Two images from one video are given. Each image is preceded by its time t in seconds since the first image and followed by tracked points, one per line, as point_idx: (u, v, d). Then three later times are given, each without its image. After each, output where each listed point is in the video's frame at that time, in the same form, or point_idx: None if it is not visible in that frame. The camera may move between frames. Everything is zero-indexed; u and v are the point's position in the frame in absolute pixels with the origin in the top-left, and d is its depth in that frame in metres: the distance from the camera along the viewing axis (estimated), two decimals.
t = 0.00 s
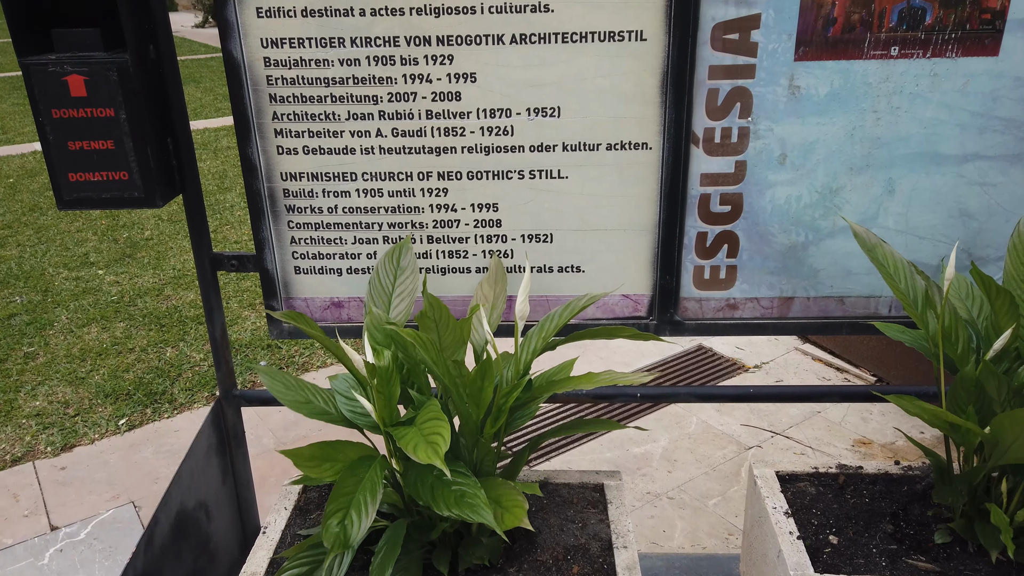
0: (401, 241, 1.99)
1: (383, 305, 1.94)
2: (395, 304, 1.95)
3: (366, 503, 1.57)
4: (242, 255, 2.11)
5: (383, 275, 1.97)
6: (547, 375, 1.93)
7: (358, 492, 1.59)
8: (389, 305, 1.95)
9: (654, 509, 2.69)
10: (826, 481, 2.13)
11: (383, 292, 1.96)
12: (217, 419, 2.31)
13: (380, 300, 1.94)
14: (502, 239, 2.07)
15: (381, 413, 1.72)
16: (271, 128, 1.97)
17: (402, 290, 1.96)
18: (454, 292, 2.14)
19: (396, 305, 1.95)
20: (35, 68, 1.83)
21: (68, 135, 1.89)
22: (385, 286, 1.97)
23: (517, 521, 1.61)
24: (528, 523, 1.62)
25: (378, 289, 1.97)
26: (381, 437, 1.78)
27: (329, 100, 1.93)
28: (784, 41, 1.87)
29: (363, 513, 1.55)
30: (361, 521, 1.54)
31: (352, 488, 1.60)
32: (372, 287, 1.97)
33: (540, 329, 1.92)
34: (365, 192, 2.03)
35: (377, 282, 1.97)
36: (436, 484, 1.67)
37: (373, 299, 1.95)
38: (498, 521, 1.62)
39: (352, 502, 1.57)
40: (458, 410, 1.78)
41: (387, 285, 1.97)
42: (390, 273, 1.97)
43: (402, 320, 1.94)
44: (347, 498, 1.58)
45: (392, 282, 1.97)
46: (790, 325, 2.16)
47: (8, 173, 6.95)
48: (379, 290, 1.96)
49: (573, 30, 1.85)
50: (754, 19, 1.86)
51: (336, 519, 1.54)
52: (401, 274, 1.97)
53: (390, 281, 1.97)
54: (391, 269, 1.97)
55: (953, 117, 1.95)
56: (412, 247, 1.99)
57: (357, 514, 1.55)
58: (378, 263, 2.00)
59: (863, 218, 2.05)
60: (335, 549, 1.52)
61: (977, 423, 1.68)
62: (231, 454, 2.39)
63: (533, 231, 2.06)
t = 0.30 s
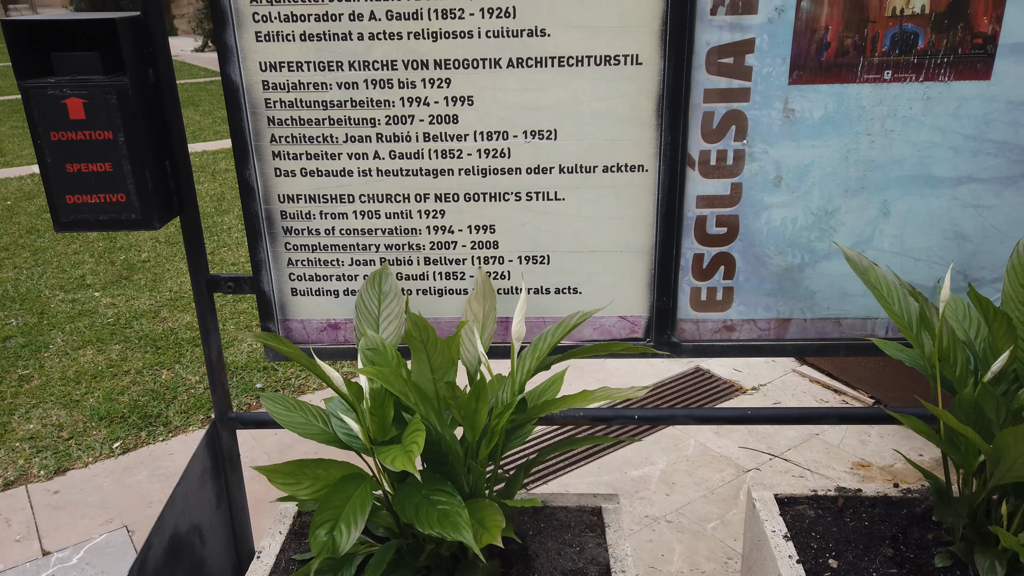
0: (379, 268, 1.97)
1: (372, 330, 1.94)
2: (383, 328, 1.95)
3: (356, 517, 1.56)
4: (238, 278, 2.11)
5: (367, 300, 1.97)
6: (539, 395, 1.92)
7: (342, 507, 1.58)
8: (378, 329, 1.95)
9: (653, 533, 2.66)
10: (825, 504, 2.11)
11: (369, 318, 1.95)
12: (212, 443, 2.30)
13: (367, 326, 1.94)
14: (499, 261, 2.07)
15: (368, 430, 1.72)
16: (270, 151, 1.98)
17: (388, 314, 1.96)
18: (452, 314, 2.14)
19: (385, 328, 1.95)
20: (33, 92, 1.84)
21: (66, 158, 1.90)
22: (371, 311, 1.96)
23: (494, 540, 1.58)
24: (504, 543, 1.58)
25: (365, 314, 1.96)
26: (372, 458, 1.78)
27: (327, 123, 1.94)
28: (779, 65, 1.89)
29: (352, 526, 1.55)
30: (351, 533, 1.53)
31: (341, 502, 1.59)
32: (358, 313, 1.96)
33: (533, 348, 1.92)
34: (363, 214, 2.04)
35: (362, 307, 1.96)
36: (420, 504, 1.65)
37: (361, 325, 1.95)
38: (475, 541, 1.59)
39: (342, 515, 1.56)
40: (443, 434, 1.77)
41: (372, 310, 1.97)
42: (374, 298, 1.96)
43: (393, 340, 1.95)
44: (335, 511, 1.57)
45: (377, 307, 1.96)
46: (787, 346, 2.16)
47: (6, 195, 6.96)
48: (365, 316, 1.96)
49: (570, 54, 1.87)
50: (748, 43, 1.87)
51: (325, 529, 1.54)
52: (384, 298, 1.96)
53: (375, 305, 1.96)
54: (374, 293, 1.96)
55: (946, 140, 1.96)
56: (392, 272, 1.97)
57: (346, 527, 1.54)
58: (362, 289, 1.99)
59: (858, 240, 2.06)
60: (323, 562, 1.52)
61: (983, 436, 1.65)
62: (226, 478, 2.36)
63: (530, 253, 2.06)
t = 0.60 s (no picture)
0: (393, 285, 1.97)
1: (378, 349, 1.95)
2: (390, 347, 1.95)
3: (408, 544, 1.59)
4: (236, 299, 2.10)
5: (377, 318, 1.97)
6: (538, 417, 1.91)
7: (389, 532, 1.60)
8: (384, 349, 1.96)
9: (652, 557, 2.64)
10: (825, 527, 2.09)
11: (377, 336, 1.96)
12: (206, 467, 2.27)
13: (374, 345, 1.95)
14: (497, 282, 2.08)
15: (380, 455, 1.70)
16: (268, 173, 1.99)
17: (395, 333, 1.96)
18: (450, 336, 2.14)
19: (391, 348, 1.95)
20: (33, 115, 1.86)
21: (65, 180, 1.90)
22: (380, 329, 1.97)
23: (518, 570, 1.61)
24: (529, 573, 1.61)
25: (373, 332, 1.97)
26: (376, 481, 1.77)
27: (326, 146, 1.96)
28: (774, 89, 1.91)
29: (408, 552, 1.58)
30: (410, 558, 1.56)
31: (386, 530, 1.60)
32: (367, 331, 1.97)
33: (534, 370, 1.91)
34: (360, 235, 2.04)
35: (372, 324, 1.97)
36: (432, 536, 1.68)
37: (368, 344, 1.96)
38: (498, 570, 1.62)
39: (392, 543, 1.58)
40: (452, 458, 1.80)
41: (382, 328, 1.97)
42: (384, 316, 1.97)
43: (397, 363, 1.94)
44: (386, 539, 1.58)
45: (386, 325, 1.96)
46: (785, 368, 2.16)
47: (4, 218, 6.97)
48: (372, 333, 1.97)
49: (567, 78, 1.88)
50: (744, 67, 1.89)
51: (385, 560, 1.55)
52: (394, 316, 1.97)
53: (385, 323, 1.97)
54: (385, 311, 1.97)
55: (941, 163, 1.98)
56: (403, 288, 1.97)
57: (402, 554, 1.57)
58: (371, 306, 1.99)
59: (855, 262, 2.06)
60: None
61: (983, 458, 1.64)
62: (221, 501, 2.35)
63: (528, 274, 2.07)
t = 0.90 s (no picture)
0: (398, 311, 1.98)
1: (377, 372, 1.94)
2: (389, 371, 1.95)
3: None
4: (232, 321, 2.10)
5: (378, 342, 1.97)
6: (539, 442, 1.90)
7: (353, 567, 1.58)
8: (382, 373, 1.95)
9: None
10: (824, 551, 2.08)
11: (377, 359, 1.96)
12: (200, 491, 2.25)
13: (373, 367, 1.94)
14: (493, 303, 2.08)
15: (369, 482, 1.69)
16: (265, 195, 2.00)
17: (396, 359, 1.96)
18: (447, 358, 2.13)
19: (390, 372, 1.94)
20: (31, 137, 1.86)
21: (61, 202, 1.90)
22: (380, 353, 1.97)
23: None
24: None
25: (373, 355, 1.97)
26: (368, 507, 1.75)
27: (323, 168, 1.96)
28: (768, 112, 1.92)
29: None
30: None
31: (349, 563, 1.58)
32: (367, 354, 1.97)
33: (532, 395, 1.90)
34: (357, 257, 2.04)
35: (373, 348, 1.97)
36: (426, 561, 1.66)
37: (366, 366, 1.95)
38: None
39: None
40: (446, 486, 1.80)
41: (382, 352, 1.97)
42: (385, 341, 1.97)
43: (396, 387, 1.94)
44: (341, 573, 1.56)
45: (387, 350, 1.96)
46: (782, 390, 2.15)
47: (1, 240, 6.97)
48: (373, 356, 1.97)
49: (563, 101, 1.90)
50: (738, 91, 1.91)
51: None
52: (395, 342, 1.97)
53: (385, 347, 1.97)
54: (386, 336, 1.97)
55: (935, 186, 1.99)
56: (408, 317, 1.98)
57: None
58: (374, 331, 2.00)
59: (851, 283, 2.07)
60: None
61: (985, 475, 1.64)
62: (214, 526, 2.32)
63: (524, 296, 2.07)
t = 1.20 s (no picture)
0: (393, 336, 1.99)
1: (370, 395, 1.93)
2: (382, 395, 1.93)
3: None
4: (227, 343, 2.09)
5: (372, 366, 1.98)
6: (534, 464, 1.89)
7: None
8: (376, 395, 1.94)
9: None
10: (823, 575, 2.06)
11: (371, 383, 1.95)
12: (193, 515, 2.23)
13: (367, 390, 1.94)
14: (489, 325, 2.07)
15: (363, 503, 1.68)
16: (262, 217, 2.00)
17: (390, 381, 1.95)
18: (443, 380, 2.13)
19: (384, 396, 1.93)
20: (29, 160, 1.87)
21: (58, 224, 1.91)
22: (374, 377, 1.97)
23: None
24: None
25: (368, 379, 1.97)
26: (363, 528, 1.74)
27: (320, 190, 1.97)
28: (762, 135, 1.94)
29: None
30: None
31: None
32: (361, 376, 1.98)
33: (528, 417, 1.90)
34: (353, 278, 2.04)
35: (367, 372, 1.97)
36: None
37: (361, 389, 1.95)
38: None
39: None
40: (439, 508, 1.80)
41: (376, 376, 1.97)
42: (380, 365, 1.97)
43: (389, 409, 1.92)
44: None
45: (381, 373, 1.96)
46: (779, 413, 2.15)
47: None
48: (367, 379, 1.97)
49: (559, 124, 1.92)
50: (732, 114, 1.92)
51: None
52: (390, 366, 1.97)
53: (380, 371, 1.97)
54: (380, 360, 1.97)
55: (929, 208, 2.00)
56: (403, 341, 1.99)
57: None
58: (369, 355, 2.00)
59: (846, 305, 2.07)
60: None
61: (991, 496, 1.62)
62: (208, 550, 2.30)
63: (520, 317, 2.07)
